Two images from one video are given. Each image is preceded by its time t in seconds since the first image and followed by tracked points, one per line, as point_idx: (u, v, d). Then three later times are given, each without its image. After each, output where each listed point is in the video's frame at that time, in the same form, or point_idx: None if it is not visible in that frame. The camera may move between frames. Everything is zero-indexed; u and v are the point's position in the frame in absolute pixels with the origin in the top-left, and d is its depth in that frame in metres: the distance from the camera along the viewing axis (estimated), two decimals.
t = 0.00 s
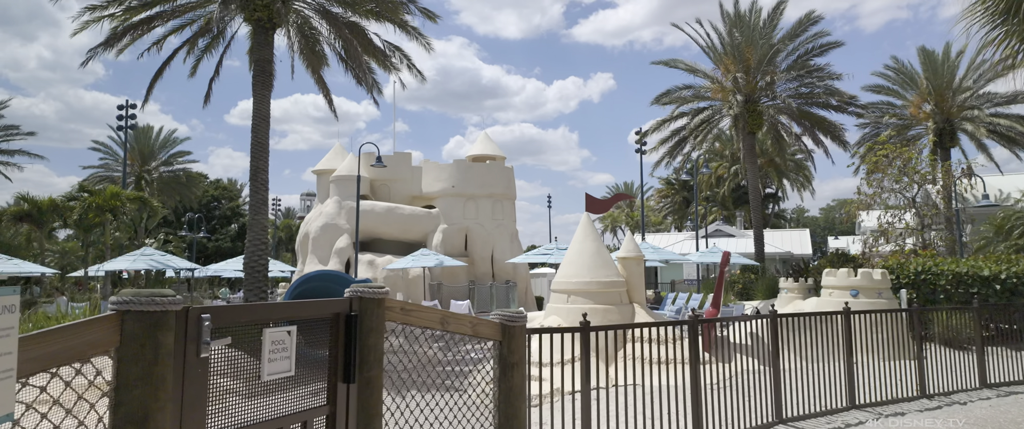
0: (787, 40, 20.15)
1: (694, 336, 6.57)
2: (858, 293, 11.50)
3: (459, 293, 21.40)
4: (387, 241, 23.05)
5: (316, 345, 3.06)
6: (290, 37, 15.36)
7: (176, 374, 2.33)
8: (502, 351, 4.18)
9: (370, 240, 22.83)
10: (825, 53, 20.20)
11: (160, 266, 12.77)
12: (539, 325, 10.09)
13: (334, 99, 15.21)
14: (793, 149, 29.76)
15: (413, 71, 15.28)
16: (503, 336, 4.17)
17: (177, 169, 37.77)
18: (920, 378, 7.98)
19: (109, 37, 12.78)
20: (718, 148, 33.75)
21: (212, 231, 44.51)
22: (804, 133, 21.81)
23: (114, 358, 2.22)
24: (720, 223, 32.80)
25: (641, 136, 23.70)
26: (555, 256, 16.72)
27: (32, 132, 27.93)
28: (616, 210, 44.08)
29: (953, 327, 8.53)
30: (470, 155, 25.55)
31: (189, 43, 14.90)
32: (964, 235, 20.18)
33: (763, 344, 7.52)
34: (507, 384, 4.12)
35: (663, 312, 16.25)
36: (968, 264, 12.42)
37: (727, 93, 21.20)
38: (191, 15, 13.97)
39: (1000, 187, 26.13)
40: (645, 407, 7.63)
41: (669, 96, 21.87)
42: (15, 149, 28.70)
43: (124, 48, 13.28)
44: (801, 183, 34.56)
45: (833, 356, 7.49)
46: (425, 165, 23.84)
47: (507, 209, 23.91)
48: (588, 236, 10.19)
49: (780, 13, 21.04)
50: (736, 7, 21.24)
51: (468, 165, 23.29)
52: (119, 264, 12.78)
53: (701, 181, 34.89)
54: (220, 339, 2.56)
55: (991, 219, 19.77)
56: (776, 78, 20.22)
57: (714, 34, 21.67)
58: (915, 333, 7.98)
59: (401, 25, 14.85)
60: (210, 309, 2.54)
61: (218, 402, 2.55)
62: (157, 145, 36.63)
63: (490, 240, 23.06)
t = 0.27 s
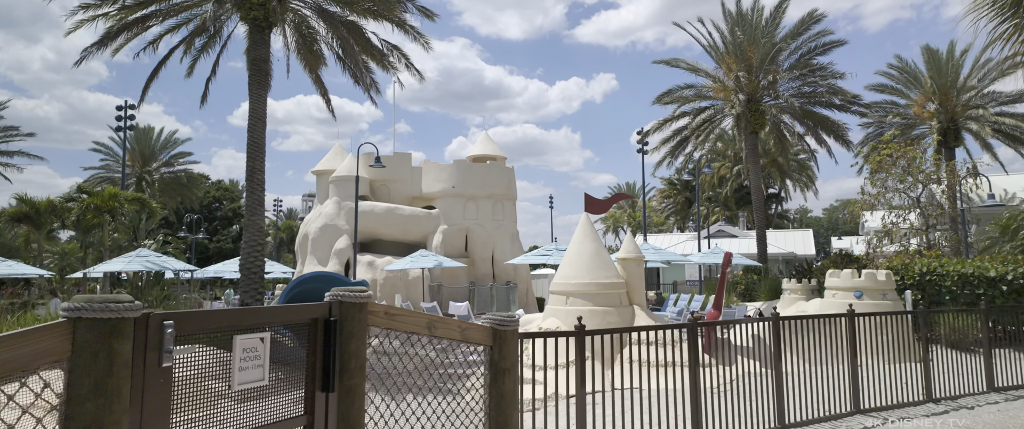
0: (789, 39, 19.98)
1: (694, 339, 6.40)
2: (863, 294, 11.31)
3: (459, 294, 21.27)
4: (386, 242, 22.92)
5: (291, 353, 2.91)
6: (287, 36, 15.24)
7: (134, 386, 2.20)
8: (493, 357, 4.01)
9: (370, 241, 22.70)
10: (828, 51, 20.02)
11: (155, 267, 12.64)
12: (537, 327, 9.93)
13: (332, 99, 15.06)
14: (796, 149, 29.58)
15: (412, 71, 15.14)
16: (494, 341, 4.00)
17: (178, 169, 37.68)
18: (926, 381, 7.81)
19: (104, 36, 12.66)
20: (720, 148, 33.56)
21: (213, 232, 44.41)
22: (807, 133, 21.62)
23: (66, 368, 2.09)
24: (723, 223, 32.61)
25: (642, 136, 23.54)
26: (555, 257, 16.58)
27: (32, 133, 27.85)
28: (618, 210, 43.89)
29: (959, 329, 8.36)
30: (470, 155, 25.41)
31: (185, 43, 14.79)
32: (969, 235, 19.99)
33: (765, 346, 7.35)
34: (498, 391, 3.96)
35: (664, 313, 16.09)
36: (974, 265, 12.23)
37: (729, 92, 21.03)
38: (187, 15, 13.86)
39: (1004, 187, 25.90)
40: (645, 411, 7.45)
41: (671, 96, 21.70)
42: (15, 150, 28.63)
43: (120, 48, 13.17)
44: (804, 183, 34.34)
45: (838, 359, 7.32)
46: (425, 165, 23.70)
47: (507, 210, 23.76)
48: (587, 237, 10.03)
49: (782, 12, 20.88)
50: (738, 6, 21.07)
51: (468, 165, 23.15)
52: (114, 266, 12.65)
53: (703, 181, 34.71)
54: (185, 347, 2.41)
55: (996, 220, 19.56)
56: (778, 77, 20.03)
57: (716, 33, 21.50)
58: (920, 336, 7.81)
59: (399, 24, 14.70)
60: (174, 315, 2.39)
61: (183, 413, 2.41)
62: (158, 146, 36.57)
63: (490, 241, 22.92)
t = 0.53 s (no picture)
0: (794, 37, 19.80)
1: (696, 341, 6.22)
2: (869, 295, 11.13)
3: (461, 295, 21.14)
4: (388, 242, 22.81)
5: (272, 358, 2.76)
6: (287, 35, 15.11)
7: (95, 392, 2.06)
8: (486, 361, 3.86)
9: (371, 242, 22.60)
10: (833, 50, 19.82)
11: (153, 268, 12.51)
12: (537, 329, 9.78)
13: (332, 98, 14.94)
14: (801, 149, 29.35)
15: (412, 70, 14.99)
16: (488, 345, 3.84)
17: (180, 170, 37.61)
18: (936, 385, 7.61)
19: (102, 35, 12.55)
20: (724, 148, 33.35)
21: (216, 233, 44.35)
22: (811, 132, 21.44)
23: (18, 374, 1.97)
24: (726, 224, 32.40)
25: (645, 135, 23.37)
26: (557, 258, 16.42)
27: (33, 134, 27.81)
28: (621, 211, 43.70)
29: (969, 331, 8.16)
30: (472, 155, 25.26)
31: (184, 41, 14.67)
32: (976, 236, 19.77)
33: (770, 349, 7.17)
34: (492, 396, 3.80)
35: (667, 314, 15.92)
36: (982, 265, 12.03)
37: (733, 91, 20.84)
38: (186, 13, 13.75)
39: (1012, 187, 25.64)
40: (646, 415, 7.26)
41: (674, 95, 21.53)
42: (17, 151, 28.58)
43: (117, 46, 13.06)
44: (808, 183, 34.12)
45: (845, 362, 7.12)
46: (427, 165, 23.57)
47: (509, 211, 23.61)
48: (588, 237, 9.86)
49: (786, 10, 20.70)
50: (742, 4, 20.88)
51: (469, 166, 23.01)
52: (111, 266, 12.52)
53: (707, 181, 34.51)
54: (152, 352, 2.27)
55: (1004, 220, 19.34)
56: (783, 76, 19.84)
57: (720, 32, 21.31)
58: (929, 338, 7.61)
59: (399, 23, 14.57)
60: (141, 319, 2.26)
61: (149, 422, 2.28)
62: (160, 147, 36.53)
63: (492, 242, 22.80)
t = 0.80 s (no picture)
0: (800, 35, 19.60)
1: (703, 342, 6.04)
2: (877, 296, 10.93)
3: (463, 295, 20.98)
4: (389, 242, 22.67)
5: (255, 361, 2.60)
6: (287, 33, 14.98)
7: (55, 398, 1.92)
8: (484, 363, 3.69)
9: (373, 241, 22.46)
10: (839, 48, 19.61)
11: (151, 267, 12.39)
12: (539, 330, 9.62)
13: (332, 96, 14.81)
14: (806, 148, 29.13)
15: (413, 67, 14.83)
16: (486, 346, 3.68)
17: (183, 170, 37.53)
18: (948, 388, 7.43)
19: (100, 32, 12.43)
20: (728, 147, 33.13)
21: (219, 233, 44.27)
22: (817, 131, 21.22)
23: None
24: (731, 224, 32.16)
25: (649, 135, 23.19)
26: (559, 257, 16.26)
27: (35, 133, 27.74)
28: (624, 211, 43.48)
29: (981, 333, 7.99)
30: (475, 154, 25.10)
31: (183, 39, 14.55)
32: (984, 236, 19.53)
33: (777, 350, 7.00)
34: (489, 401, 3.62)
35: (671, 315, 15.72)
36: (992, 265, 11.82)
37: (738, 90, 20.64)
38: (185, 10, 13.62)
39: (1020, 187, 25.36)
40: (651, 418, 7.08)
41: (678, 94, 21.34)
42: (18, 150, 28.52)
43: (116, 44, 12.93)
44: (813, 183, 33.86)
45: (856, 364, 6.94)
46: (429, 165, 23.41)
47: (512, 210, 23.44)
48: (592, 236, 9.67)
49: (792, 8, 20.49)
50: (747, 2, 20.68)
51: (471, 165, 22.84)
52: (109, 265, 12.40)
53: (712, 181, 34.27)
54: (121, 356, 2.12)
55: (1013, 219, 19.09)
56: (788, 74, 19.63)
57: (725, 30, 21.10)
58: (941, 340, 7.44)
59: (400, 20, 14.42)
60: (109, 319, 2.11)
61: None
62: (163, 147, 36.45)
63: (494, 242, 22.63)
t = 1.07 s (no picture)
0: (804, 34, 19.39)
1: (710, 348, 5.85)
2: (885, 298, 10.72)
3: (464, 297, 20.81)
4: (390, 243, 22.51)
5: (233, 373, 2.43)
6: (286, 32, 14.82)
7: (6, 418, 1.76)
8: (482, 371, 3.50)
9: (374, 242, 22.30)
10: (844, 47, 19.40)
11: (148, 268, 12.23)
12: (541, 333, 9.43)
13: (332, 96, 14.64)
14: (810, 148, 28.90)
15: (413, 66, 14.66)
16: (485, 354, 3.50)
17: (184, 170, 37.41)
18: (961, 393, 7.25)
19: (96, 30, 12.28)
20: (732, 147, 32.92)
21: (220, 234, 44.15)
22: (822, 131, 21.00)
23: None
24: (735, 224, 31.93)
25: (652, 134, 22.99)
26: (561, 258, 16.08)
27: (36, 133, 27.64)
28: (627, 211, 43.26)
29: (993, 336, 7.80)
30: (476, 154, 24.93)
31: (182, 38, 14.40)
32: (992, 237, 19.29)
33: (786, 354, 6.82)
34: (487, 411, 3.44)
35: (675, 317, 15.52)
36: (1003, 267, 11.61)
37: (742, 89, 20.43)
38: (183, 8, 13.46)
39: None
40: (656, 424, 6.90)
41: (682, 93, 21.13)
42: (19, 150, 28.41)
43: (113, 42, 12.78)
44: (818, 183, 33.63)
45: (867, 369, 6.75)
46: (430, 165, 23.22)
47: (513, 211, 23.27)
48: (595, 237, 9.47)
49: (796, 6, 20.28)
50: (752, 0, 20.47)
51: (473, 165, 22.65)
52: (106, 267, 12.24)
53: (715, 182, 34.05)
54: (83, 369, 1.96)
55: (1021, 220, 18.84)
56: (793, 73, 19.43)
57: (729, 28, 20.88)
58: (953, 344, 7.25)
59: (400, 18, 14.25)
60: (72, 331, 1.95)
61: None
62: (164, 147, 36.32)
63: (496, 242, 22.45)
